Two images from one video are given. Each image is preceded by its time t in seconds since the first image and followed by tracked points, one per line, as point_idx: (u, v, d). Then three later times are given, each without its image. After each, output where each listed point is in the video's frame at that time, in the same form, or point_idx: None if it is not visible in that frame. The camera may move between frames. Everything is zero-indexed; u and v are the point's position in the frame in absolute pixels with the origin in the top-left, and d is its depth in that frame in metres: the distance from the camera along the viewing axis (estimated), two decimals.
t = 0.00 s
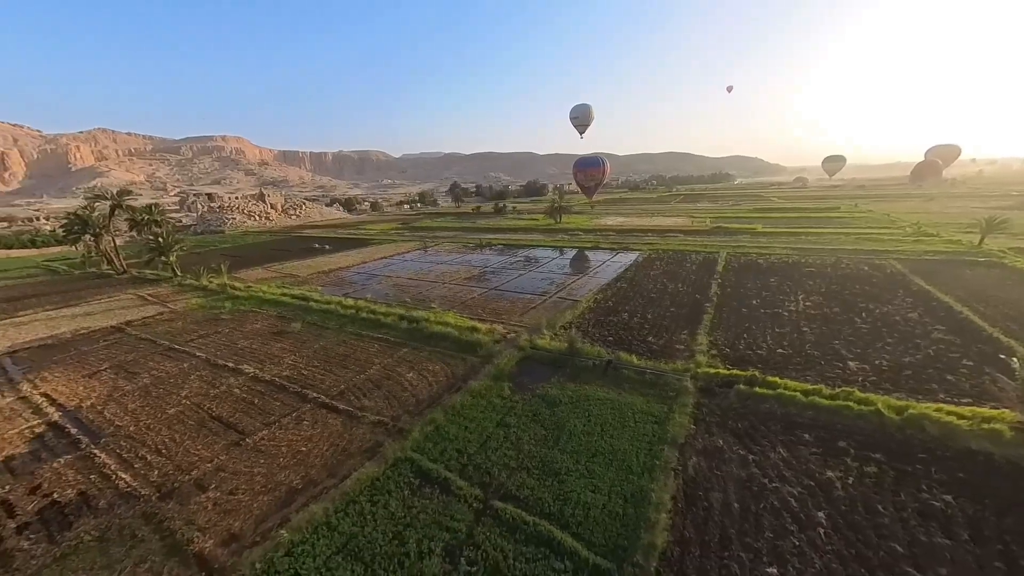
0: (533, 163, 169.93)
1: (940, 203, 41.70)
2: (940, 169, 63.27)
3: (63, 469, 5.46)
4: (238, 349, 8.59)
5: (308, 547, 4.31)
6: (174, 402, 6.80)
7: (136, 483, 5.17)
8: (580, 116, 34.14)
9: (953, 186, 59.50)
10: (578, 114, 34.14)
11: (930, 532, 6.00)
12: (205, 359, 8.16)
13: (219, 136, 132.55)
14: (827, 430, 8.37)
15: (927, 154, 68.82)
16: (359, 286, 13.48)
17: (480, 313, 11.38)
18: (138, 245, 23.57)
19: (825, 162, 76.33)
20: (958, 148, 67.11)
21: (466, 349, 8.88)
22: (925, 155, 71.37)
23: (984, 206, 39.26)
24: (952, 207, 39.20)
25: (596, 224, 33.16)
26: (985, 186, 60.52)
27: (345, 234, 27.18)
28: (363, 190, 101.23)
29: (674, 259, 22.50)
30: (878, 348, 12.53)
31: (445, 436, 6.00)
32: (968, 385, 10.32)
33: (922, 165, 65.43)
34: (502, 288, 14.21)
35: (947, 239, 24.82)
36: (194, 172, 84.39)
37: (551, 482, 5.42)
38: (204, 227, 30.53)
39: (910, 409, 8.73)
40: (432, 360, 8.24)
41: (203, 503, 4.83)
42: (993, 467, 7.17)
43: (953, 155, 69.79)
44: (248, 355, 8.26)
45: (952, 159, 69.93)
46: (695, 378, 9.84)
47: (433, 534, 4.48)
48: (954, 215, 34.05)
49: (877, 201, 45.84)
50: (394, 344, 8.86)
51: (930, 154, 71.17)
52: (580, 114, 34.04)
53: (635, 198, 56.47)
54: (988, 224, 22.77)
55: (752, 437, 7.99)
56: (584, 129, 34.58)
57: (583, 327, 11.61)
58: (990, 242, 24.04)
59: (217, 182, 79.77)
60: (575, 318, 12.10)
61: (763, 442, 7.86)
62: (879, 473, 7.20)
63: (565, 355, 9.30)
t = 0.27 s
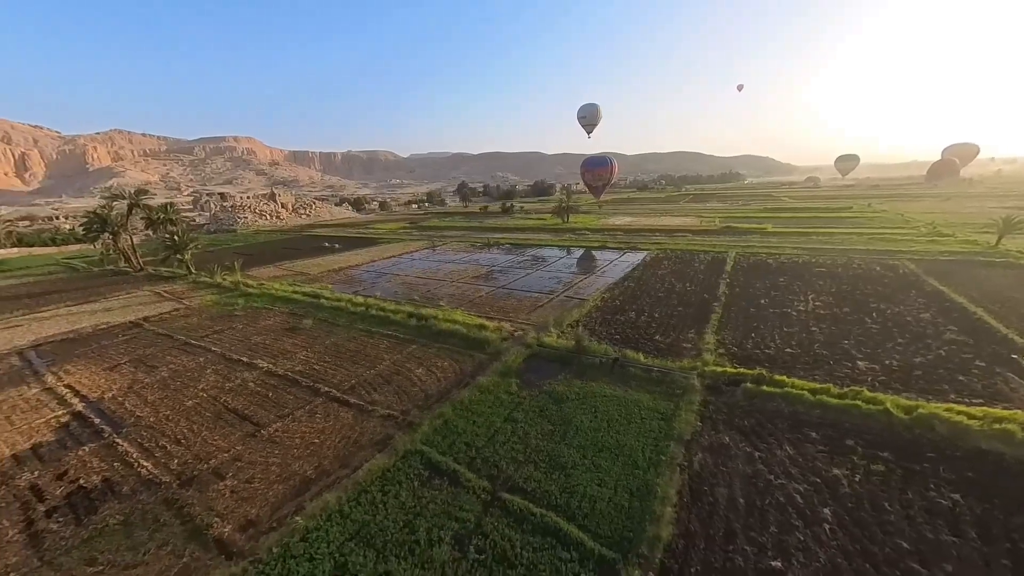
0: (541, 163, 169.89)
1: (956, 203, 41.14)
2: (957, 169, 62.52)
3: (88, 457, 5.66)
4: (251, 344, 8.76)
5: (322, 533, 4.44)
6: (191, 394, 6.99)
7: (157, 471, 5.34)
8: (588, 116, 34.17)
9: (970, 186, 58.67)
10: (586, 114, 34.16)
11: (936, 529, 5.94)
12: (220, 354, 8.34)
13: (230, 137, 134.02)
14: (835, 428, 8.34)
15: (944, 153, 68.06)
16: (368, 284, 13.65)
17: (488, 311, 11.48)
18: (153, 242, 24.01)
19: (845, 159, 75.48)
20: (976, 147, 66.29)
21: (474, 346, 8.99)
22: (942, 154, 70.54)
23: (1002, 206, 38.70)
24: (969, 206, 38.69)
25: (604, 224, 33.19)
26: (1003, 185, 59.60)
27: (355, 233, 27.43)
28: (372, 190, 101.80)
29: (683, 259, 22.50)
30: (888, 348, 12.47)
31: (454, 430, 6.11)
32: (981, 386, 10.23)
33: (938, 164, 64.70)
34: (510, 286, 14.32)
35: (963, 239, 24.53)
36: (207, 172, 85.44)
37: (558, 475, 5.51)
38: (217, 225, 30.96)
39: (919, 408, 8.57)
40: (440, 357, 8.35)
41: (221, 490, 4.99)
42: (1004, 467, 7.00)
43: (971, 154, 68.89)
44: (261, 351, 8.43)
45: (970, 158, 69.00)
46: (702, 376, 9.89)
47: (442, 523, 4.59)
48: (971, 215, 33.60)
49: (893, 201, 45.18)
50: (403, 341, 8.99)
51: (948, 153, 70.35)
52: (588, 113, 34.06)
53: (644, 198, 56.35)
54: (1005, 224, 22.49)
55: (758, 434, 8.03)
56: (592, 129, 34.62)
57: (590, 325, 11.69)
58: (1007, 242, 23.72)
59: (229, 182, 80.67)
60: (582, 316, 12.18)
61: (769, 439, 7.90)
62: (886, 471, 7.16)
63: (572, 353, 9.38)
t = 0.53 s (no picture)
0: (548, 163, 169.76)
1: (974, 203, 40.58)
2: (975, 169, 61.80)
3: (111, 446, 5.84)
4: (265, 339, 8.93)
5: (335, 521, 4.57)
6: (208, 387, 7.16)
7: (177, 460, 5.50)
8: (596, 116, 34.17)
9: (987, 185, 57.77)
10: (594, 113, 34.17)
11: (943, 527, 5.95)
12: (235, 349, 8.52)
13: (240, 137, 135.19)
14: (842, 427, 8.35)
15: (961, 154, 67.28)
16: (377, 282, 13.81)
17: (496, 309, 11.59)
18: (168, 241, 24.38)
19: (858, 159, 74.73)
20: (995, 147, 65.52)
21: (482, 343, 9.09)
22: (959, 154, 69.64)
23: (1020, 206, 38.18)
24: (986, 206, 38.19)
25: (612, 223, 33.18)
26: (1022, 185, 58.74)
27: (364, 232, 27.65)
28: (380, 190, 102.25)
29: (692, 258, 22.47)
30: (899, 348, 12.42)
31: (463, 425, 6.21)
32: (993, 386, 10.17)
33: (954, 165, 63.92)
34: (517, 285, 14.42)
35: (979, 240, 24.28)
36: (218, 172, 86.30)
37: (565, 469, 5.60)
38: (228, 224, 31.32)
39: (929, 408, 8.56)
40: (449, 353, 8.47)
41: (239, 479, 5.14)
42: (1014, 466, 6.99)
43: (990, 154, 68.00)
44: (274, 346, 8.59)
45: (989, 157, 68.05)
46: (709, 374, 9.93)
47: (451, 513, 4.70)
48: (988, 215, 33.16)
49: (907, 201, 44.71)
50: (412, 337, 9.12)
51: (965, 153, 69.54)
52: (595, 113, 34.07)
53: (653, 197, 56.16)
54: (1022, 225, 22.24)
55: (764, 431, 8.07)
56: (599, 128, 34.61)
57: (598, 324, 11.76)
58: None
59: (241, 181, 81.54)
60: (589, 315, 12.26)
61: (775, 437, 7.93)
62: (894, 469, 7.17)
63: (579, 351, 9.46)
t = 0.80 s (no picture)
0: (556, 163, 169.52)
1: (992, 203, 39.92)
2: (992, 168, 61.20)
3: (132, 435, 6.01)
4: (277, 335, 9.09)
5: (348, 509, 4.69)
6: (224, 380, 7.32)
7: (195, 449, 5.66)
8: (603, 116, 34.18)
9: (1005, 185, 56.80)
10: (601, 113, 34.17)
11: (951, 524, 5.96)
12: (249, 344, 8.69)
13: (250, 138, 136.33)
14: (849, 426, 8.37)
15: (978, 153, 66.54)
16: (386, 280, 13.95)
17: (504, 308, 11.69)
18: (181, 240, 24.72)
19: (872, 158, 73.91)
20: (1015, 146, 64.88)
21: (490, 340, 9.20)
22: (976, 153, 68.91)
23: None
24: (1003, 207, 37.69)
25: (619, 223, 33.15)
26: None
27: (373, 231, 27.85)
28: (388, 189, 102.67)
29: (701, 258, 22.44)
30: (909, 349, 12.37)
31: (471, 420, 6.31)
32: (1006, 387, 10.11)
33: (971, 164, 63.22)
34: (525, 284, 14.50)
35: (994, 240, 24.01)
36: (230, 172, 87.14)
37: (572, 463, 5.69)
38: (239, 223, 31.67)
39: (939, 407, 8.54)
40: (458, 350, 8.57)
41: (255, 468, 5.28)
42: None
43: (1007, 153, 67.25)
44: (287, 342, 8.75)
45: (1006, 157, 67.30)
46: (716, 373, 9.97)
47: (460, 504, 4.81)
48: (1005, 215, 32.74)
49: (921, 201, 44.20)
50: (421, 334, 9.25)
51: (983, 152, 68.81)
52: (603, 113, 34.07)
53: (661, 197, 55.95)
54: None
55: (771, 429, 8.10)
56: (607, 128, 34.60)
57: (605, 322, 11.83)
58: None
59: (252, 181, 82.29)
60: (597, 313, 12.34)
61: (782, 434, 7.97)
62: (901, 467, 7.18)
63: (586, 349, 9.54)
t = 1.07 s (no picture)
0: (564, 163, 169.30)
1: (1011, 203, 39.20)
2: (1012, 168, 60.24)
3: (152, 425, 6.19)
4: (290, 331, 9.25)
5: (360, 498, 4.81)
6: (239, 374, 7.48)
7: (213, 439, 5.81)
8: (611, 115, 34.15)
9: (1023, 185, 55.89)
10: (610, 113, 34.16)
11: (959, 522, 5.96)
12: (262, 340, 8.85)
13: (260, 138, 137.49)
14: (857, 425, 8.37)
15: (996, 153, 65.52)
16: (396, 279, 14.08)
17: (512, 306, 11.78)
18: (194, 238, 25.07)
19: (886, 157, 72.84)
20: None
21: (498, 338, 9.29)
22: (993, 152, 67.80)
23: None
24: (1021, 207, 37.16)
25: (627, 223, 33.11)
26: None
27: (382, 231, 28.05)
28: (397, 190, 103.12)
29: (710, 258, 22.39)
30: (920, 349, 12.30)
31: (480, 415, 6.41)
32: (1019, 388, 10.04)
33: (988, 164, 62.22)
34: (533, 283, 14.58)
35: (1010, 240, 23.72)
36: (240, 173, 87.93)
37: (579, 457, 5.77)
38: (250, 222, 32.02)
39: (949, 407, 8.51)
40: (467, 348, 8.67)
41: (271, 458, 5.42)
42: None
43: None
44: (300, 338, 8.90)
45: None
46: (724, 371, 9.99)
47: (469, 495, 4.91)
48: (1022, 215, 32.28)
49: (936, 201, 43.66)
50: (431, 331, 9.36)
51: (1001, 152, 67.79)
52: (611, 112, 34.05)
53: (670, 197, 55.74)
54: None
55: (778, 427, 8.13)
56: (615, 128, 34.57)
57: (613, 321, 11.89)
58: None
59: (262, 181, 83.00)
60: (604, 312, 12.40)
61: (789, 432, 7.99)
62: (910, 466, 7.18)
63: (594, 347, 9.60)
